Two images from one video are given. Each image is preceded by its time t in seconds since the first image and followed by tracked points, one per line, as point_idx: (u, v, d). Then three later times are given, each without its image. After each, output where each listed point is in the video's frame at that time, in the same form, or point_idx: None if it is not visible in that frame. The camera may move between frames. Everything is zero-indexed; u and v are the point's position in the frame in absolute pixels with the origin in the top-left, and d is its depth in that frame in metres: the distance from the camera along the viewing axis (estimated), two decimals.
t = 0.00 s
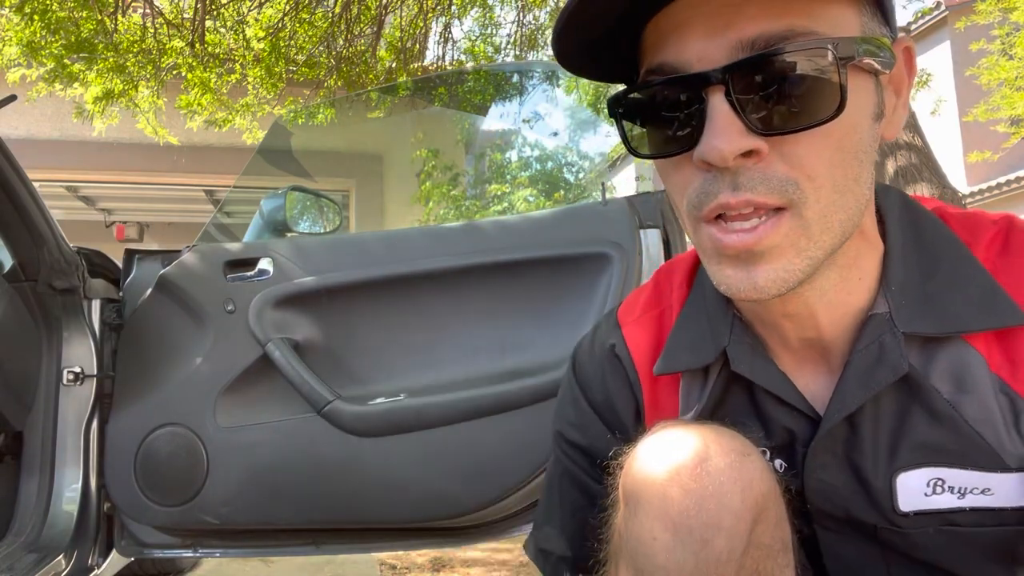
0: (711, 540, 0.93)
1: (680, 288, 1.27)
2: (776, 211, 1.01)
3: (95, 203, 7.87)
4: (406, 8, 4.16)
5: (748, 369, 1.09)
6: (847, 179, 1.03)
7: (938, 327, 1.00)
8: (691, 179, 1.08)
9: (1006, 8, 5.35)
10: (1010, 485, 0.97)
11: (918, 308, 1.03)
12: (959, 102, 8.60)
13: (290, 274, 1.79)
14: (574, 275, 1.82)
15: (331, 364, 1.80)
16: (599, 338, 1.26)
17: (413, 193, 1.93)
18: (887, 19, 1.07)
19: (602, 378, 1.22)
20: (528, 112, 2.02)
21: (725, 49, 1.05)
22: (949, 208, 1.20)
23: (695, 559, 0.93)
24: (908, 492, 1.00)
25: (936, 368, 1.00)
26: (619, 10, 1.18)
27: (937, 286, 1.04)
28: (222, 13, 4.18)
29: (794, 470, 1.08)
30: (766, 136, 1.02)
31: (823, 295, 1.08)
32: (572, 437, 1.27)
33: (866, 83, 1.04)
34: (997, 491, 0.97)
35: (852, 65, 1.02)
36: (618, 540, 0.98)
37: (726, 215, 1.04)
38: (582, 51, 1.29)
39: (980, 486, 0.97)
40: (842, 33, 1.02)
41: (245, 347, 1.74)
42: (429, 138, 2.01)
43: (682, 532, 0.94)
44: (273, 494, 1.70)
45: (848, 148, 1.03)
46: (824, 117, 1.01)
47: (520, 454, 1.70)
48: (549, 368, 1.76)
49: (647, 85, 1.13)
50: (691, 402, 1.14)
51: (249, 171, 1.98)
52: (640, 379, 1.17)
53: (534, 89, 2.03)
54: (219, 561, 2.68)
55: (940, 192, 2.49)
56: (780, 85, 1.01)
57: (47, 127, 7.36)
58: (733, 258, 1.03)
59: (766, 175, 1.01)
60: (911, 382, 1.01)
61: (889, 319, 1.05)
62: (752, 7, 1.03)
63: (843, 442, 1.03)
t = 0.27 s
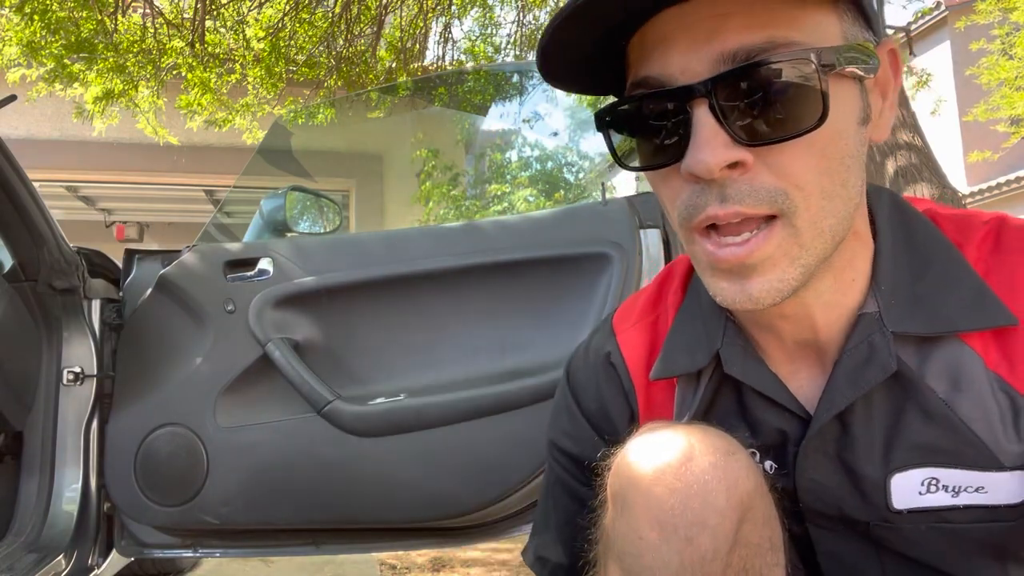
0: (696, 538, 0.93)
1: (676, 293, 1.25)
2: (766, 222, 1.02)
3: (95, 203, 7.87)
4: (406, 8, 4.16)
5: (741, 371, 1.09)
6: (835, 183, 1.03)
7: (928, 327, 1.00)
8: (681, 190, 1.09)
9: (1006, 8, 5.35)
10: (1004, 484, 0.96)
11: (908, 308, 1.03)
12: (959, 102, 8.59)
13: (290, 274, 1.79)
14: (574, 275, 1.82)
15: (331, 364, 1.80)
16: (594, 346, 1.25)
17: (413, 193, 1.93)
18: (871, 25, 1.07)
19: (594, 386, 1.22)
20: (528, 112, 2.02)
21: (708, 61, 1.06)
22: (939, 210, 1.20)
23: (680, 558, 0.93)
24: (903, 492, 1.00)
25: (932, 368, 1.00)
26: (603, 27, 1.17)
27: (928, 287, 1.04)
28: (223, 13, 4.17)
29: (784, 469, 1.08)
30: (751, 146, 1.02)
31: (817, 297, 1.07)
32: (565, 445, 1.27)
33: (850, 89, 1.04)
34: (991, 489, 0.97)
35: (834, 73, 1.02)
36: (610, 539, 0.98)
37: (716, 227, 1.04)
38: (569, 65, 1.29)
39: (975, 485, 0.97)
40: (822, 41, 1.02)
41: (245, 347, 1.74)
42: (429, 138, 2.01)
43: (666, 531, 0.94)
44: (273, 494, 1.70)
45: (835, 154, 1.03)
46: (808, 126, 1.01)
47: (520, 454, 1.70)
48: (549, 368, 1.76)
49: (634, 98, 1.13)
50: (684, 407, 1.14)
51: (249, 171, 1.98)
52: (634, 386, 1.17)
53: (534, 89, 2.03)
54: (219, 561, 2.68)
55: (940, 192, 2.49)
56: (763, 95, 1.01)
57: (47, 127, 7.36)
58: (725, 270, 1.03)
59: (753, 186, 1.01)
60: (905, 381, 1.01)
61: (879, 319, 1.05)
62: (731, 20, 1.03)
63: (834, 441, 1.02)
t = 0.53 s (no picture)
0: (689, 537, 0.93)
1: (670, 296, 1.26)
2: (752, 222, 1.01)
3: (95, 203, 7.87)
4: (406, 8, 4.16)
5: (738, 372, 1.10)
6: (821, 182, 1.03)
7: (917, 325, 1.00)
8: (671, 193, 1.08)
9: (1006, 7, 5.35)
10: (998, 482, 0.96)
11: (897, 307, 1.03)
12: (959, 102, 8.59)
13: (290, 274, 1.79)
14: (574, 275, 1.82)
15: (332, 364, 1.80)
16: (589, 350, 1.26)
17: (413, 193, 1.93)
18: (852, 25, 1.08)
19: (590, 389, 1.22)
20: (529, 112, 2.01)
21: (694, 63, 1.06)
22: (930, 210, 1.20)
23: (673, 557, 0.92)
24: (897, 491, 0.99)
25: (923, 368, 1.00)
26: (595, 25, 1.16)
27: (917, 285, 1.04)
28: (223, 13, 4.17)
29: (779, 470, 1.09)
30: (740, 147, 1.02)
31: (808, 295, 1.07)
32: (561, 450, 1.27)
33: (836, 89, 1.05)
34: (986, 487, 0.96)
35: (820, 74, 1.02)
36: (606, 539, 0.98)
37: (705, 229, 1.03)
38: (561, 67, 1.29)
39: (968, 483, 0.97)
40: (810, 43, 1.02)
41: (245, 347, 1.74)
42: (429, 138, 2.01)
43: (660, 530, 0.94)
44: (273, 494, 1.70)
45: (822, 154, 1.03)
46: (793, 126, 1.01)
47: (520, 454, 1.70)
48: (549, 368, 1.76)
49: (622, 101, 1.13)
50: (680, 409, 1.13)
51: (249, 171, 1.98)
52: (628, 389, 1.17)
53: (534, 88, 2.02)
54: (219, 561, 2.68)
55: (940, 192, 2.49)
56: (749, 96, 1.01)
57: (47, 127, 7.35)
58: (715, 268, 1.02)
59: (740, 188, 1.01)
60: (896, 380, 1.01)
61: (870, 318, 1.05)
62: (719, 21, 1.04)
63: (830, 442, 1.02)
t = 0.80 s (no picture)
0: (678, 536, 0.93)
1: (666, 294, 1.26)
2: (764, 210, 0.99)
3: (95, 203, 7.87)
4: (406, 8, 4.16)
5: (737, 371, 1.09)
6: (824, 168, 1.03)
7: (913, 331, 0.97)
8: (682, 183, 1.06)
9: (1006, 7, 5.35)
10: (986, 490, 0.90)
11: (893, 312, 1.01)
12: (959, 102, 8.59)
13: (290, 274, 1.79)
14: (574, 275, 1.82)
15: (331, 364, 1.80)
16: (584, 348, 1.26)
17: (413, 193, 1.93)
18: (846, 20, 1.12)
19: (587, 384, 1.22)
20: (528, 112, 2.02)
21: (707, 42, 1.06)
22: (926, 217, 1.17)
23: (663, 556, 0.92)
24: (881, 496, 0.95)
25: (908, 373, 0.96)
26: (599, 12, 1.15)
27: (915, 291, 1.01)
28: (223, 13, 4.17)
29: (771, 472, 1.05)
30: (754, 127, 1.01)
31: (806, 294, 1.06)
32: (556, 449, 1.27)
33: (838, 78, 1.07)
34: (973, 493, 0.90)
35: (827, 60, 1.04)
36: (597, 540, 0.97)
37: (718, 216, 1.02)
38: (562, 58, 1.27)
39: (955, 489, 0.91)
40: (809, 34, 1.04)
41: (245, 347, 1.74)
42: (429, 139, 2.01)
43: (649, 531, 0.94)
44: (272, 494, 1.70)
45: (824, 140, 1.04)
46: (796, 111, 1.02)
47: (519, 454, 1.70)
48: (549, 368, 1.76)
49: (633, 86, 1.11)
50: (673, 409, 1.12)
51: (249, 171, 1.99)
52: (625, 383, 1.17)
53: (534, 89, 2.02)
54: (219, 561, 2.68)
55: (940, 192, 2.49)
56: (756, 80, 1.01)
57: (47, 127, 7.36)
58: (732, 261, 0.99)
59: (752, 173, 1.00)
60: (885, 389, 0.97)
61: (864, 322, 1.02)
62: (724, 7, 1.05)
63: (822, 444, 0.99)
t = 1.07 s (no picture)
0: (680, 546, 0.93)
1: (662, 303, 1.29)
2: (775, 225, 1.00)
3: (95, 203, 7.87)
4: (406, 8, 4.16)
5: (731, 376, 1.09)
6: (834, 183, 1.04)
7: (910, 340, 0.97)
8: (691, 195, 1.06)
9: (1006, 7, 5.35)
10: (967, 493, 0.94)
11: (890, 322, 1.01)
12: (959, 102, 8.59)
13: (290, 274, 1.79)
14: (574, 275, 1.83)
15: (331, 364, 1.80)
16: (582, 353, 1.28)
17: (413, 193, 1.93)
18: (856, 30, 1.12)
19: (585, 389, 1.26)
20: (528, 112, 2.01)
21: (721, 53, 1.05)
22: (927, 222, 1.17)
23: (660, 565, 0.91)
24: (868, 500, 0.99)
25: (890, 379, 0.98)
26: (604, 22, 1.13)
27: (914, 300, 1.01)
28: (222, 13, 4.16)
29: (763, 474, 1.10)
30: (765, 142, 1.01)
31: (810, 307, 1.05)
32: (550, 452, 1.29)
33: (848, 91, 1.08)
34: (955, 496, 0.94)
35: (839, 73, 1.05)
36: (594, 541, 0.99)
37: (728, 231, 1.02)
38: (560, 71, 1.24)
39: (938, 492, 0.95)
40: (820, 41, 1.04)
41: (245, 347, 1.74)
42: (429, 139, 2.00)
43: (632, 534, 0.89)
44: (273, 494, 1.70)
45: (834, 153, 1.05)
46: (811, 126, 1.02)
47: (519, 454, 1.71)
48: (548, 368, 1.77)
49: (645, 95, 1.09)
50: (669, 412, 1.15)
51: (249, 171, 1.99)
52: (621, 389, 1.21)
53: (534, 89, 2.02)
54: (219, 561, 2.68)
55: (940, 192, 2.49)
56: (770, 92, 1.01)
57: (46, 127, 7.35)
58: (741, 278, 1.00)
59: (765, 188, 1.00)
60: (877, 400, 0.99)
61: (863, 331, 1.03)
62: (738, 16, 1.04)
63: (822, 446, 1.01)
